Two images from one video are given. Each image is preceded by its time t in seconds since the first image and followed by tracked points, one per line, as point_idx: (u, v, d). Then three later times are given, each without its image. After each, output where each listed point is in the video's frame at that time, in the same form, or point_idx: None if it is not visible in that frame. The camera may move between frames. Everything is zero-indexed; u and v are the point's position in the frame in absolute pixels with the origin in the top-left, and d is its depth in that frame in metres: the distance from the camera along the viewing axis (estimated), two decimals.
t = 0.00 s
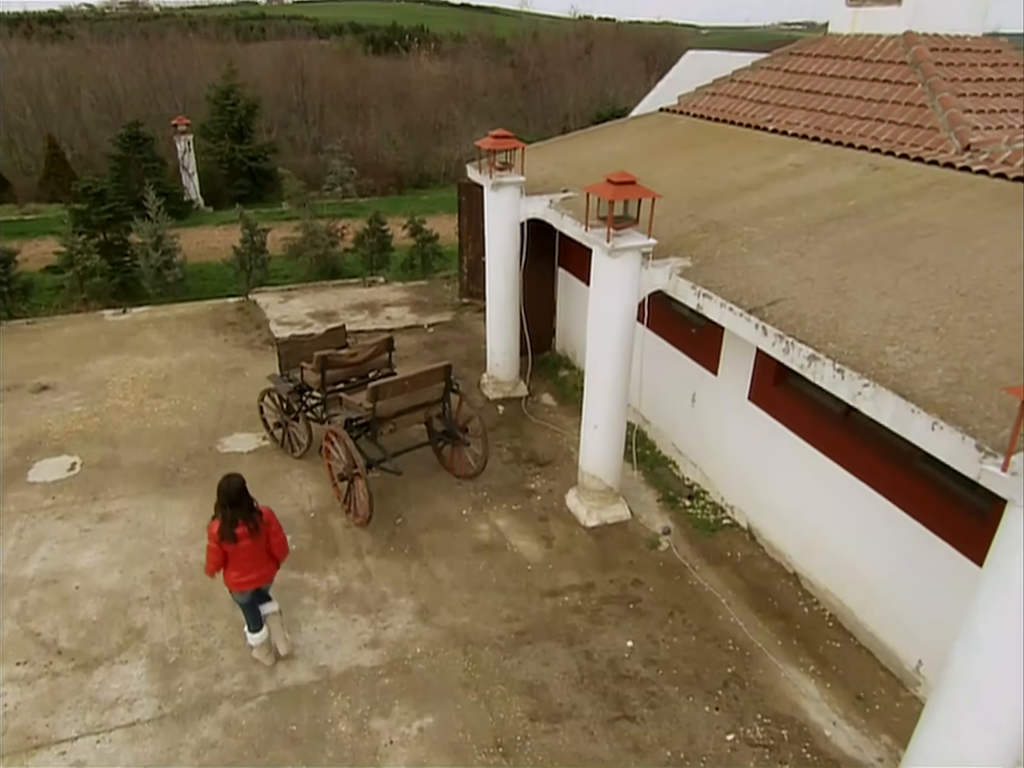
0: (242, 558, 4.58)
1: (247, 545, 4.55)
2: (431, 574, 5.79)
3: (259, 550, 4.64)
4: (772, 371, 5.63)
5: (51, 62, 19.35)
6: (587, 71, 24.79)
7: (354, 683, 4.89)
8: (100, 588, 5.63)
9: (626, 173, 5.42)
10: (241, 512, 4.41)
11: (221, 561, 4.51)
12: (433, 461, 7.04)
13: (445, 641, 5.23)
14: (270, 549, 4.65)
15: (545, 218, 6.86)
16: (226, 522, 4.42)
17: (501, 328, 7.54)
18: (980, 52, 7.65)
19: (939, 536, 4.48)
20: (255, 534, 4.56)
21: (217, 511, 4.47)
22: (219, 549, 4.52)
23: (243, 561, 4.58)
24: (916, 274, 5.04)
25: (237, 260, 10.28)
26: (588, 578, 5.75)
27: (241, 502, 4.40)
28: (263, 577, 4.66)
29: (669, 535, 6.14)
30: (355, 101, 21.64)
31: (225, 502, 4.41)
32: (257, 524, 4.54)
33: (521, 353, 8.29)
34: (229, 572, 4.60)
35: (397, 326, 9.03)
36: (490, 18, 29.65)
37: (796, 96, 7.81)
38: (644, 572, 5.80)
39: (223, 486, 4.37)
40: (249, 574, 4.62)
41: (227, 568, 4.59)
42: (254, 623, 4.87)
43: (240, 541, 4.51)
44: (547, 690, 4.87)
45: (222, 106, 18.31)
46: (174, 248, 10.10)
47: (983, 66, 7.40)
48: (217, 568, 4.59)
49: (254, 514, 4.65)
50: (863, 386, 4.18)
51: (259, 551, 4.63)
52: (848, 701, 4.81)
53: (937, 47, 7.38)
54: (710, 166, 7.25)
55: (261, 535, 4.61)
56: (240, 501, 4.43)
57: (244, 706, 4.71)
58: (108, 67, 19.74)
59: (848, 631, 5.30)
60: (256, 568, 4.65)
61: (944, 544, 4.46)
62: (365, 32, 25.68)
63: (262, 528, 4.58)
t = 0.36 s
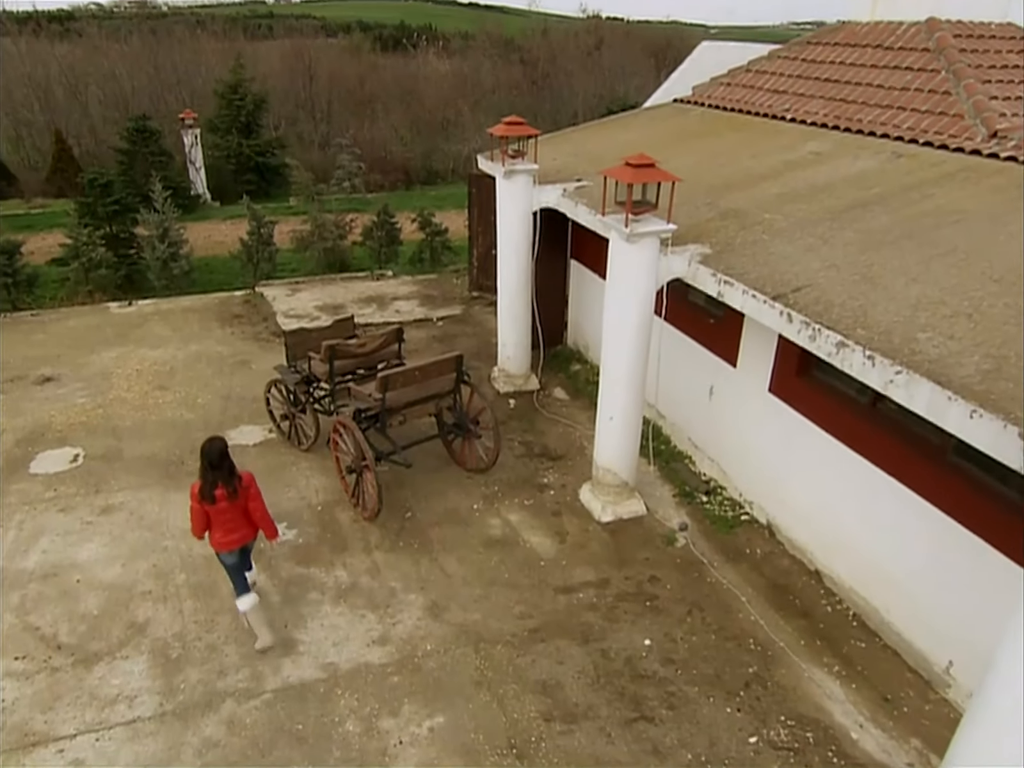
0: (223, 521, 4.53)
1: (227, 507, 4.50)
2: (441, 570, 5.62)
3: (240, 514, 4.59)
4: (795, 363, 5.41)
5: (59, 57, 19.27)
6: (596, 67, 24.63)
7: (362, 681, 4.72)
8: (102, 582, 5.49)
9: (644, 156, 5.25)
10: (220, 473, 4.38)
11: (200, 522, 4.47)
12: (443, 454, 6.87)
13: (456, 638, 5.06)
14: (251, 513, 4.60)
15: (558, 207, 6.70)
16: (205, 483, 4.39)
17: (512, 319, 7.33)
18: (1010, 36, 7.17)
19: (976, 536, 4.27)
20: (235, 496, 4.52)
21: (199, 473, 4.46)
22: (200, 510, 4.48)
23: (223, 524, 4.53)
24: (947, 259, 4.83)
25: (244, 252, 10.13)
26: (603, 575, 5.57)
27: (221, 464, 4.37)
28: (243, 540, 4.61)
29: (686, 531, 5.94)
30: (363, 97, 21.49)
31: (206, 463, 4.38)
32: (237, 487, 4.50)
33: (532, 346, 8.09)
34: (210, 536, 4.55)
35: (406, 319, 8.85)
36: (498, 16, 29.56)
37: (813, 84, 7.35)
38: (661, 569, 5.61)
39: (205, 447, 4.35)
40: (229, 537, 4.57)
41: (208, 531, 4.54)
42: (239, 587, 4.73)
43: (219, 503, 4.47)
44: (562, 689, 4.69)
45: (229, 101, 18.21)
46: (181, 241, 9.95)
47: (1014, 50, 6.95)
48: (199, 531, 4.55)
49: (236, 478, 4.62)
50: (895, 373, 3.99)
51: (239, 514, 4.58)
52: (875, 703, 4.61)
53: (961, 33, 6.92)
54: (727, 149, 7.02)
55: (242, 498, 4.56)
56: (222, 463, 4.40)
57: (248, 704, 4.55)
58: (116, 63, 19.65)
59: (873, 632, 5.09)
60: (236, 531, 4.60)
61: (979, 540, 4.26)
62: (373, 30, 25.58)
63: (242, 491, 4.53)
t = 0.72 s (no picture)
0: (210, 493, 4.59)
1: (213, 478, 4.56)
2: (453, 584, 5.38)
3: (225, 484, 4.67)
4: (823, 368, 5.18)
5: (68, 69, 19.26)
6: (605, 82, 24.60)
7: (370, 700, 4.47)
8: (99, 594, 5.26)
9: (668, 153, 5.02)
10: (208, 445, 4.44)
11: (188, 495, 4.50)
12: (454, 465, 6.64)
13: (469, 655, 4.81)
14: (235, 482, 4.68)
15: (574, 212, 6.53)
16: (191, 456, 4.43)
17: (525, 327, 7.09)
18: None
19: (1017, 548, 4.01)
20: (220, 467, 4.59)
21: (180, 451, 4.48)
22: (187, 486, 4.51)
23: (211, 495, 4.59)
24: (985, 259, 4.60)
25: (251, 261, 9.96)
26: (622, 590, 5.32)
27: (204, 438, 4.43)
28: (231, 510, 4.69)
29: (708, 546, 5.69)
30: (372, 110, 21.43)
31: (190, 437, 4.43)
32: (222, 458, 4.57)
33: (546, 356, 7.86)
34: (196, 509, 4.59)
35: (416, 328, 8.65)
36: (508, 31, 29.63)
37: (835, 88, 7.09)
38: (683, 584, 5.36)
39: (186, 424, 4.40)
40: (217, 508, 4.64)
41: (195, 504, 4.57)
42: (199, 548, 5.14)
43: (206, 474, 4.52)
44: (581, 711, 4.43)
45: (238, 112, 18.08)
46: (187, 248, 9.79)
47: None
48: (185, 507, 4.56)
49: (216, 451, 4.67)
50: (936, 375, 3.75)
51: (225, 485, 4.65)
52: (915, 728, 4.33)
53: (989, 33, 6.62)
54: (747, 150, 6.82)
55: (226, 469, 4.64)
56: (204, 436, 4.45)
57: (250, 724, 4.30)
58: (125, 74, 19.64)
59: (909, 652, 4.81)
60: (222, 502, 4.66)
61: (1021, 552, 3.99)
62: (383, 44, 25.62)
63: (226, 462, 4.60)
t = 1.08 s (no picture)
0: (185, 470, 4.67)
1: (188, 457, 4.65)
2: (467, 600, 5.13)
3: (201, 463, 4.74)
4: (856, 375, 4.93)
5: (78, 85, 19.29)
6: (616, 99, 24.55)
7: (381, 721, 4.21)
8: (97, 607, 5.03)
9: (693, 150, 4.84)
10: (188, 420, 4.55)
11: (162, 470, 4.58)
12: (468, 477, 6.40)
13: (485, 675, 4.55)
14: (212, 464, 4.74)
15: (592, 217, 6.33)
16: (169, 429, 4.54)
17: (541, 335, 6.86)
18: None
19: None
20: (197, 446, 4.68)
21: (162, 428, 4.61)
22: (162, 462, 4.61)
23: (185, 471, 4.66)
24: None
25: (260, 271, 9.77)
26: (646, 608, 5.06)
27: (183, 417, 4.54)
28: (202, 490, 4.74)
29: (734, 562, 5.42)
30: (383, 124, 21.39)
31: (170, 413, 4.56)
32: (200, 437, 4.67)
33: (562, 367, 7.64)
34: (169, 483, 4.68)
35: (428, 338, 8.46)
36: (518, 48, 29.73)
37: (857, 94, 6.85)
38: (709, 602, 5.09)
39: (168, 401, 4.54)
40: (190, 486, 4.70)
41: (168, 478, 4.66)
42: (192, 542, 4.98)
43: (181, 452, 4.62)
44: (605, 735, 4.16)
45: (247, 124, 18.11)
46: (195, 258, 9.63)
47: None
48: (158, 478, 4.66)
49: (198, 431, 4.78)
50: (987, 377, 3.52)
51: (201, 465, 4.73)
52: (963, 756, 4.04)
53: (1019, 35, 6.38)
54: (771, 151, 6.61)
55: (204, 449, 4.72)
56: (185, 412, 4.59)
57: (253, 746, 4.04)
58: (135, 90, 19.67)
59: (951, 676, 4.51)
60: (196, 482, 4.73)
61: None
62: (394, 62, 25.71)
63: (204, 443, 4.70)
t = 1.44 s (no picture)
0: (181, 452, 4.69)
1: (185, 440, 4.67)
2: (483, 615, 4.88)
3: (199, 447, 4.76)
4: (892, 379, 4.69)
5: (88, 101, 19.28)
6: (627, 117, 24.47)
7: (392, 742, 3.96)
8: (95, 620, 4.80)
9: (723, 144, 4.60)
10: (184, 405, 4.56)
11: (159, 450, 4.63)
12: (482, 489, 6.17)
13: (502, 694, 4.29)
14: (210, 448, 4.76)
15: (611, 223, 6.11)
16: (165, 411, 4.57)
17: (558, 345, 6.61)
18: None
19: None
20: (195, 430, 4.69)
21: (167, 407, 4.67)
22: (161, 442, 4.65)
23: (180, 454, 4.68)
24: None
25: (269, 281, 9.62)
26: (672, 625, 4.81)
27: (184, 399, 4.56)
28: (197, 474, 4.76)
29: (763, 578, 5.16)
30: (393, 140, 21.32)
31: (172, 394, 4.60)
32: (199, 421, 4.68)
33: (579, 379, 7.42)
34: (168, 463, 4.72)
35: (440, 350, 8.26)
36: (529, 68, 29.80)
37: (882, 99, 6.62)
38: (738, 619, 4.83)
39: (172, 382, 4.58)
40: (185, 468, 4.72)
41: (167, 458, 4.71)
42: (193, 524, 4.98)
43: (178, 434, 4.64)
44: (631, 760, 3.89)
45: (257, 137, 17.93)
46: (202, 267, 9.47)
47: None
48: (159, 457, 4.72)
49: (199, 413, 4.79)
50: None
51: (198, 448, 4.74)
52: None
53: None
54: (794, 155, 6.41)
55: (204, 432, 4.74)
56: (186, 396, 4.59)
57: None
58: (145, 106, 19.65)
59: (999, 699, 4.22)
60: (193, 464, 4.75)
61: None
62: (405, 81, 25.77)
63: (202, 427, 4.70)
